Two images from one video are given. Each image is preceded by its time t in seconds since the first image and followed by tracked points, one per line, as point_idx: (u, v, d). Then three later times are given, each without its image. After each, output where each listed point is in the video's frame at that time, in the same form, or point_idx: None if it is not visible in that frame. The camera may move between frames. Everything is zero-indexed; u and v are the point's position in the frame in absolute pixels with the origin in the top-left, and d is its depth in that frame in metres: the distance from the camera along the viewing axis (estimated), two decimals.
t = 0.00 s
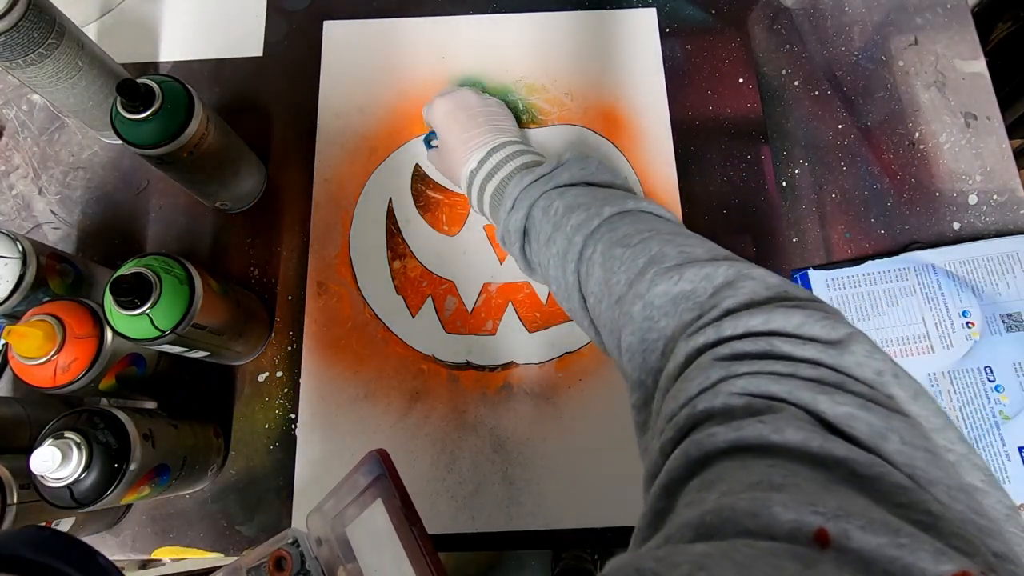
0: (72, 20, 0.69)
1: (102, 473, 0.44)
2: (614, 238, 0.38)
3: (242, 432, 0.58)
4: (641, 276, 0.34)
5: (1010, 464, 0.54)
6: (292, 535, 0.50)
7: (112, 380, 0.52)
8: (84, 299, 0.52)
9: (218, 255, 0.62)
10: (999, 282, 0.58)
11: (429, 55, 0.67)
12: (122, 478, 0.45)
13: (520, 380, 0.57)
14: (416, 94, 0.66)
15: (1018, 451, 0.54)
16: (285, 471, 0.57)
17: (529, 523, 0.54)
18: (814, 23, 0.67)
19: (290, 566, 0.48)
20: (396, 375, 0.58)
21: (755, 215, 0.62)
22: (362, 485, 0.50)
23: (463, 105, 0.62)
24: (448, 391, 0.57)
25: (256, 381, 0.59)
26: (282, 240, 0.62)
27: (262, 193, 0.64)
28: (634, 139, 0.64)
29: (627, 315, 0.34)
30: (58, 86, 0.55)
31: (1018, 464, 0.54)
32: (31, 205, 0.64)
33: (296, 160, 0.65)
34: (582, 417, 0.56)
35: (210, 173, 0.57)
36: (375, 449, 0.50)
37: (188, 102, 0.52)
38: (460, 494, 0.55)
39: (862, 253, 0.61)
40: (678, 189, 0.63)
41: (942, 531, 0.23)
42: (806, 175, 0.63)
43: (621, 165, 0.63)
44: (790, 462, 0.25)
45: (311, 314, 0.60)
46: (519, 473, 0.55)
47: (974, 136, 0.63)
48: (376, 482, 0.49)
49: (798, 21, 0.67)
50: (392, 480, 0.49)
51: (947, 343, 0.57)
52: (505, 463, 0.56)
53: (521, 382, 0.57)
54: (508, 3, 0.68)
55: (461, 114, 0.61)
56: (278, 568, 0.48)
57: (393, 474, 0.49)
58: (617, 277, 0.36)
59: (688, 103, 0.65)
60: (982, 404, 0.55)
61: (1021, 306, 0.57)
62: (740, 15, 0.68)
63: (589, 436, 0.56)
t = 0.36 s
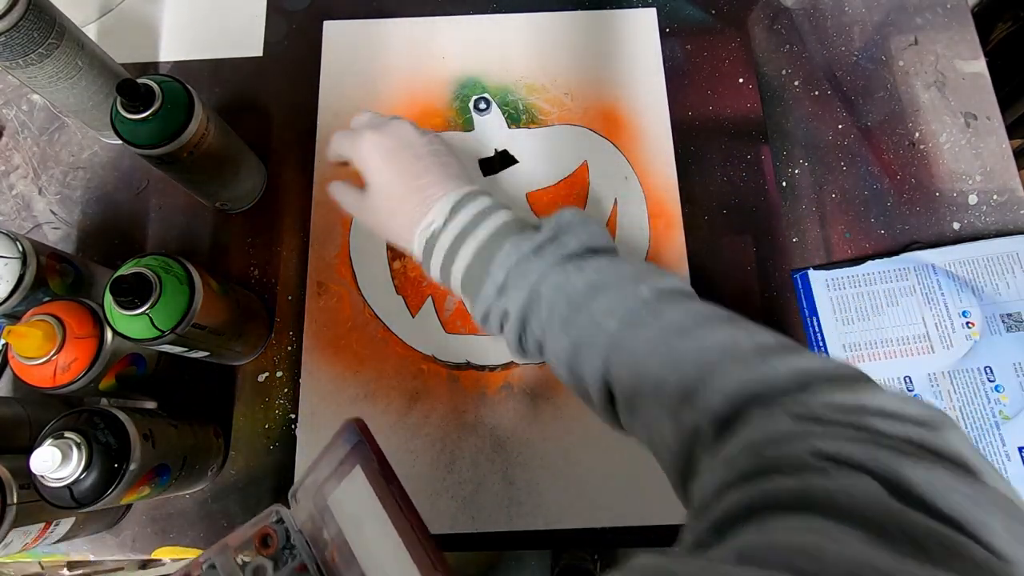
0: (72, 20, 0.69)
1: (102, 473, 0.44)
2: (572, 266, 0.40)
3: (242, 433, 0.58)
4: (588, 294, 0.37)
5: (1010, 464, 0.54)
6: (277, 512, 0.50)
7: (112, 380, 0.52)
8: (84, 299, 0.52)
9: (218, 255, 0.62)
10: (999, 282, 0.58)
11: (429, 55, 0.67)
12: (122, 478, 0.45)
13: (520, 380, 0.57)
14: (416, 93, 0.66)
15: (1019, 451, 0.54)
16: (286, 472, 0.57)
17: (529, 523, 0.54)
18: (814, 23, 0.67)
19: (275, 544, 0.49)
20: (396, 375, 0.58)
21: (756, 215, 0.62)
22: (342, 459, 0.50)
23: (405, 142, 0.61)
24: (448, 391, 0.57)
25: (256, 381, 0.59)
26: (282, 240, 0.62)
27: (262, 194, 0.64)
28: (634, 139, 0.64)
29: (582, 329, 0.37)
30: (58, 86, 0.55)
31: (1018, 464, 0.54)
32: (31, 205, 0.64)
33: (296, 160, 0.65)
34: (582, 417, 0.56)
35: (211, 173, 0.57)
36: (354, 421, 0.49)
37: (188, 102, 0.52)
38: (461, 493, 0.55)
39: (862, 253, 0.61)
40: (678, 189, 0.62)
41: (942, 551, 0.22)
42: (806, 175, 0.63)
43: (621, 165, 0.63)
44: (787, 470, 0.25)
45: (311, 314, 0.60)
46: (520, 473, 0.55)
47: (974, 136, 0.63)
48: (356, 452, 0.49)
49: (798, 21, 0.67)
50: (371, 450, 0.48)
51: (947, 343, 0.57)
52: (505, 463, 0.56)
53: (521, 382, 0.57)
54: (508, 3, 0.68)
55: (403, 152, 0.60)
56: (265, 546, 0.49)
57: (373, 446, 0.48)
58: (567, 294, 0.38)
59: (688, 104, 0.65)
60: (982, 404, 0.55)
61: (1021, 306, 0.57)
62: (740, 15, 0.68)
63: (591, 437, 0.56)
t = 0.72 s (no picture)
0: (72, 20, 0.69)
1: (102, 473, 0.44)
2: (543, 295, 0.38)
3: (242, 432, 0.58)
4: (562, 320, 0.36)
5: (1010, 465, 0.54)
6: (238, 463, 0.48)
7: (112, 380, 0.52)
8: (83, 299, 0.52)
9: (218, 255, 0.62)
10: (998, 282, 0.58)
11: (429, 55, 0.67)
12: (122, 478, 0.45)
13: (520, 380, 0.57)
14: (416, 93, 0.66)
15: (1019, 451, 0.54)
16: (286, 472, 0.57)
17: (530, 523, 0.54)
18: (814, 23, 0.67)
19: (240, 495, 0.47)
20: (396, 375, 0.58)
21: (755, 215, 0.62)
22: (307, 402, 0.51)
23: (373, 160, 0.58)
24: (448, 391, 0.57)
25: (256, 381, 0.59)
26: (282, 240, 0.62)
27: (261, 194, 0.64)
28: (634, 138, 0.64)
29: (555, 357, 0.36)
30: (58, 86, 0.55)
31: (1019, 464, 0.54)
32: (31, 205, 0.64)
33: (297, 160, 0.65)
34: (582, 416, 0.56)
35: (211, 173, 0.57)
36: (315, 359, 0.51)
37: (188, 102, 0.52)
38: (460, 494, 0.55)
39: (863, 253, 0.61)
40: (678, 189, 0.62)
41: None
42: (807, 175, 0.63)
43: (621, 165, 0.63)
44: None
45: (311, 314, 0.60)
46: (520, 473, 0.55)
47: (974, 136, 0.63)
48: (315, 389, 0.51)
49: (798, 21, 0.67)
50: (340, 384, 0.52)
51: (947, 343, 0.57)
52: (505, 464, 0.56)
53: (521, 382, 0.57)
54: (508, 3, 0.68)
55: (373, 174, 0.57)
56: (229, 497, 0.47)
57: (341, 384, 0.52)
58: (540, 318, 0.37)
59: (688, 103, 0.65)
60: (982, 404, 0.55)
61: (1021, 306, 0.57)
62: (740, 14, 0.68)
63: (591, 437, 0.56)
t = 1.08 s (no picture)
0: (72, 20, 0.69)
1: (102, 473, 0.44)
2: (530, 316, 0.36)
3: (242, 433, 0.58)
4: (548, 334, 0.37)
5: (1010, 465, 0.54)
6: (221, 498, 0.48)
7: (112, 380, 0.52)
8: (83, 299, 0.52)
9: (217, 255, 0.62)
10: (999, 282, 0.58)
11: (429, 55, 0.67)
12: (122, 478, 0.45)
13: (521, 380, 0.57)
14: (416, 93, 0.66)
15: (1019, 451, 0.54)
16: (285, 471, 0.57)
17: (530, 523, 0.54)
18: (814, 23, 0.67)
19: (227, 529, 0.47)
20: (396, 375, 0.58)
21: (755, 215, 0.62)
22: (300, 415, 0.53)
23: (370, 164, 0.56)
24: (448, 391, 0.57)
25: (256, 381, 0.59)
26: (283, 240, 0.62)
27: (261, 194, 0.64)
28: (634, 138, 0.64)
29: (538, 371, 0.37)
30: (58, 86, 0.55)
31: (1019, 464, 0.54)
32: (31, 205, 0.64)
33: (296, 160, 0.65)
34: (583, 416, 0.56)
35: (211, 173, 0.57)
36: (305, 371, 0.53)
37: (188, 102, 0.52)
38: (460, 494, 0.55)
39: (863, 253, 0.61)
40: (678, 189, 0.62)
41: None
42: (807, 175, 0.63)
43: (621, 165, 0.63)
44: None
45: (311, 314, 0.60)
46: (520, 473, 0.55)
47: (975, 136, 0.63)
48: (305, 402, 0.53)
49: (798, 21, 0.67)
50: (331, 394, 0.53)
51: (947, 343, 0.57)
52: (505, 464, 0.56)
53: (521, 382, 0.57)
54: (508, 3, 0.68)
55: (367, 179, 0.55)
56: (216, 534, 0.47)
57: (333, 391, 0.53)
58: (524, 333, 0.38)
59: (688, 104, 0.65)
60: (982, 404, 0.55)
61: (1021, 306, 0.57)
62: (740, 14, 0.68)
63: (591, 436, 0.56)
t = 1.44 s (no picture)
0: (72, 20, 0.69)
1: (102, 473, 0.44)
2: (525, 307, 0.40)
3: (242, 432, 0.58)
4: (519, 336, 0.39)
5: (1010, 465, 0.54)
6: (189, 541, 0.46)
7: (112, 380, 0.52)
8: (83, 299, 0.52)
9: (217, 255, 0.62)
10: (998, 282, 0.58)
11: (429, 55, 0.67)
12: (122, 478, 0.45)
13: (521, 380, 0.57)
14: (416, 93, 0.66)
15: (1019, 451, 0.54)
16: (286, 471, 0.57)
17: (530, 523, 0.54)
18: (814, 23, 0.67)
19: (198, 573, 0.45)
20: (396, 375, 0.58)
21: (756, 215, 0.62)
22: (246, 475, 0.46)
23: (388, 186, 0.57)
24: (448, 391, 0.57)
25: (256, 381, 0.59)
26: (283, 240, 0.62)
27: (261, 194, 0.64)
28: (634, 138, 0.64)
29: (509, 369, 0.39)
30: (58, 86, 0.55)
31: (1018, 464, 0.54)
32: (31, 205, 0.64)
33: (297, 160, 0.65)
34: (582, 416, 0.57)
35: (211, 173, 0.57)
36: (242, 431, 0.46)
37: (188, 102, 0.52)
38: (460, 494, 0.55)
39: (863, 253, 0.61)
40: (678, 189, 0.62)
41: None
42: (807, 175, 0.63)
43: (621, 165, 0.63)
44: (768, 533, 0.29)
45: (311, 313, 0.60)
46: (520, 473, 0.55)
47: (974, 136, 0.63)
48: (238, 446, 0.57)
49: (798, 21, 0.67)
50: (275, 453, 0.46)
51: (946, 343, 0.57)
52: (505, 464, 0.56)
53: (521, 382, 0.57)
54: (508, 3, 0.68)
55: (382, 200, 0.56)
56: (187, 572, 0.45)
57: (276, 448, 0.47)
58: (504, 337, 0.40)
59: (688, 103, 0.65)
60: (982, 404, 0.55)
61: (1021, 306, 0.57)
62: (740, 14, 0.68)
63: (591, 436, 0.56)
